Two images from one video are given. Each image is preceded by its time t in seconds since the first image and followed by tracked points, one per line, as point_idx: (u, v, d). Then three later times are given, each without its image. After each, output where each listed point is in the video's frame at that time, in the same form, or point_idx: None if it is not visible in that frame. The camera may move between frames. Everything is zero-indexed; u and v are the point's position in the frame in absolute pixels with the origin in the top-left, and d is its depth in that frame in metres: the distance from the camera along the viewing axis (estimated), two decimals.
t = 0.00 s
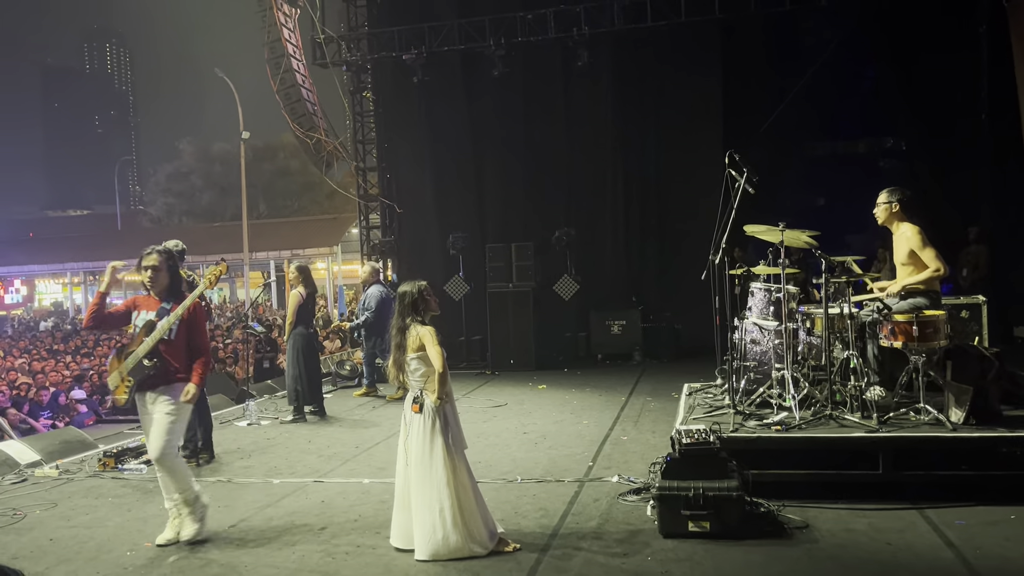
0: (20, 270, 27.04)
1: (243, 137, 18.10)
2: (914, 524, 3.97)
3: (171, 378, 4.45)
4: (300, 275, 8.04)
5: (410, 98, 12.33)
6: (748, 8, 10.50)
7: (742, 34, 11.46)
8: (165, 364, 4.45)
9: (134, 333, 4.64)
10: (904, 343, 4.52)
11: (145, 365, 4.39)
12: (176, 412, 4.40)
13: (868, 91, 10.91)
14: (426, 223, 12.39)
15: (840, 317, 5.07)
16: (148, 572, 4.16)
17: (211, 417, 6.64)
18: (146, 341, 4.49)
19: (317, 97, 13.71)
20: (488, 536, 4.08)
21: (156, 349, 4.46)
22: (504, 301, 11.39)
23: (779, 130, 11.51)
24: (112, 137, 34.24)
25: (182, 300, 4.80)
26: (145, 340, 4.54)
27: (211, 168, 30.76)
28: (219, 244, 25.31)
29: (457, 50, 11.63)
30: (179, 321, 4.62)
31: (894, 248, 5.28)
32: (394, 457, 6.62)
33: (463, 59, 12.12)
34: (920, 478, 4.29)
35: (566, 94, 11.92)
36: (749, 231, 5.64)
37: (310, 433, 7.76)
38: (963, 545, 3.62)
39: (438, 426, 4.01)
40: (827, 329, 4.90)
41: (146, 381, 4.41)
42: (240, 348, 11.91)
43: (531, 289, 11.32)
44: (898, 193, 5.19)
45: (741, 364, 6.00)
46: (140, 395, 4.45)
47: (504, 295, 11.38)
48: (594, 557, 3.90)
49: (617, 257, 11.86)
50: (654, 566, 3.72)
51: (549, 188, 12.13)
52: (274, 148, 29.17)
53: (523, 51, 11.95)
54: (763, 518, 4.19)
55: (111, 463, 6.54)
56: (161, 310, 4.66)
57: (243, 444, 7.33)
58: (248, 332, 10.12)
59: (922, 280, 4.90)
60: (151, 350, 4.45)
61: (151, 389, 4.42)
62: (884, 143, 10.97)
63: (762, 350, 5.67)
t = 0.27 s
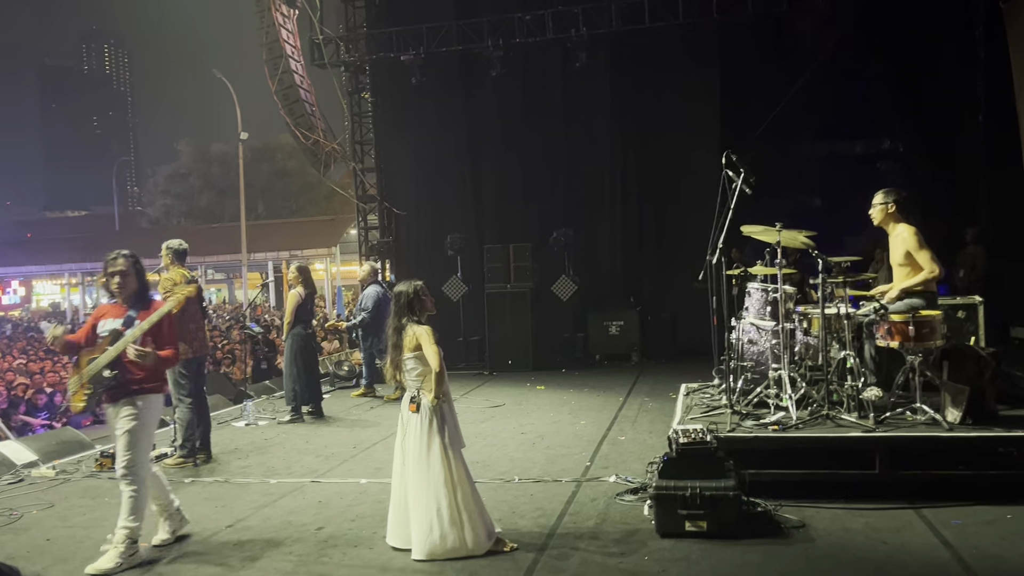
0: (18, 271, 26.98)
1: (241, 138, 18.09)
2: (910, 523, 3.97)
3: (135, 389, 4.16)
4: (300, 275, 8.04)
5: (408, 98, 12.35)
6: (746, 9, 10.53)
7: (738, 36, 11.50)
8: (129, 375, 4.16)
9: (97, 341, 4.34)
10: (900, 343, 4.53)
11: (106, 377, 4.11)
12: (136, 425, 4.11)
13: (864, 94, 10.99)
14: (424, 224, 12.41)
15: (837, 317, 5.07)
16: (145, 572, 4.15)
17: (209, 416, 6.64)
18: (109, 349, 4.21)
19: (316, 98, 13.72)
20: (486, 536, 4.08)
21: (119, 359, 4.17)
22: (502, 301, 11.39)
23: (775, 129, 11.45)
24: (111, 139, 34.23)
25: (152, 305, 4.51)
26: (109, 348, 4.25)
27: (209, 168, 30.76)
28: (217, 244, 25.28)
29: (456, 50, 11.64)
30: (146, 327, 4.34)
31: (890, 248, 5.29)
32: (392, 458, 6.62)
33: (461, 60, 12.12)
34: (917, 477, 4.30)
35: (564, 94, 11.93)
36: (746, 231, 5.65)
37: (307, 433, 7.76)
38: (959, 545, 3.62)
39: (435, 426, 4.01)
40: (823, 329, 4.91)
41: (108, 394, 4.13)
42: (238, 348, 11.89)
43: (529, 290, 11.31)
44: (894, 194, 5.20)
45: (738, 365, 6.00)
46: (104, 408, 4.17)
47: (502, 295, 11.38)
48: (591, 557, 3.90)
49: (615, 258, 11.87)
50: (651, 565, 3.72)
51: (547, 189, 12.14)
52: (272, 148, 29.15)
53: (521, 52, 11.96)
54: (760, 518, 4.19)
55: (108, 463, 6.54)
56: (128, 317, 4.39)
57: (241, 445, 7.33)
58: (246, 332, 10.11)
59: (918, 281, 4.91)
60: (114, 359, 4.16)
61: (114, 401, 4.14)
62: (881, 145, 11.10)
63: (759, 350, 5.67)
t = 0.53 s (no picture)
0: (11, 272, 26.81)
1: (236, 139, 18.02)
2: (904, 524, 3.97)
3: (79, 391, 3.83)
4: (293, 276, 8.03)
5: (404, 98, 12.33)
6: (741, 10, 10.55)
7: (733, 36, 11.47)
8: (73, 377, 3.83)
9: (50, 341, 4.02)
10: (894, 344, 4.53)
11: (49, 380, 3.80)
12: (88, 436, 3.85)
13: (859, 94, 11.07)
14: (420, 224, 12.39)
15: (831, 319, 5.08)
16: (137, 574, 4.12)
17: (204, 417, 6.58)
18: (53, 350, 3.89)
19: (310, 98, 13.69)
20: (480, 537, 4.06)
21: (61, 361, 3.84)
22: (497, 302, 11.37)
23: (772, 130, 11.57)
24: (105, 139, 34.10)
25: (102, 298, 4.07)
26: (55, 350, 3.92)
27: (204, 169, 30.68)
28: (212, 245, 25.18)
29: (451, 51, 11.63)
30: (93, 323, 3.96)
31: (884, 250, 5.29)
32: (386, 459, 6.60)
33: (457, 61, 12.09)
34: (911, 479, 4.30)
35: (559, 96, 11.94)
36: (741, 232, 5.65)
37: (301, 434, 7.73)
38: (952, 546, 3.62)
39: (428, 427, 3.99)
40: (818, 331, 4.91)
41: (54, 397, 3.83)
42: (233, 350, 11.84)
43: (525, 291, 11.30)
44: (889, 195, 5.20)
45: (733, 366, 6.00)
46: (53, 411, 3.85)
47: (497, 296, 11.37)
48: (585, 558, 3.89)
49: (611, 259, 11.86)
50: (645, 566, 3.72)
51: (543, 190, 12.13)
52: (267, 149, 29.07)
53: (516, 53, 11.95)
54: (755, 519, 4.19)
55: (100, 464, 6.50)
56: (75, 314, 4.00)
57: (234, 446, 7.29)
58: (239, 333, 10.07)
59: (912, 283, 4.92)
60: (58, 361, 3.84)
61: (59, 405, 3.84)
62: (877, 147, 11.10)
63: (754, 351, 5.67)
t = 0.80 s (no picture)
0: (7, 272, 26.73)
1: (235, 139, 18.01)
2: (900, 524, 3.98)
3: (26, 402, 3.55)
4: (288, 276, 8.02)
5: (401, 98, 12.33)
6: (738, 11, 10.57)
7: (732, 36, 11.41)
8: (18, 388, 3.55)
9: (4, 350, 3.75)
10: (890, 344, 4.53)
11: None
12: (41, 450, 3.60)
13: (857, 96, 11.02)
14: (417, 225, 12.39)
15: (828, 319, 5.08)
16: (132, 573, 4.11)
17: (202, 416, 6.55)
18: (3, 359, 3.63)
19: (308, 98, 13.68)
20: (476, 536, 4.06)
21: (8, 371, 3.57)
22: (495, 303, 11.37)
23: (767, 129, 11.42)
24: (103, 139, 34.09)
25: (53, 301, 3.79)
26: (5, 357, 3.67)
27: (201, 170, 30.68)
28: (209, 245, 25.15)
29: (449, 52, 11.63)
30: (39, 329, 3.69)
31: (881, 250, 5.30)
32: (382, 459, 6.60)
33: (454, 62, 12.10)
34: (907, 479, 4.30)
35: (557, 97, 11.95)
36: (737, 233, 5.65)
37: (298, 434, 7.72)
38: (947, 545, 3.63)
39: (425, 426, 3.99)
40: (814, 331, 4.92)
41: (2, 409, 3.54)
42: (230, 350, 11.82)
43: (522, 291, 11.31)
44: (886, 196, 5.21)
45: (729, 366, 6.00)
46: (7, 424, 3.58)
47: (494, 297, 11.36)
48: (581, 558, 3.89)
49: (608, 259, 11.87)
50: (640, 566, 3.72)
51: (541, 190, 12.12)
52: (264, 150, 29.07)
53: (514, 53, 11.96)
54: (751, 519, 4.19)
55: (96, 464, 6.48)
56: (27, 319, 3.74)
57: (231, 446, 7.29)
58: (236, 333, 10.05)
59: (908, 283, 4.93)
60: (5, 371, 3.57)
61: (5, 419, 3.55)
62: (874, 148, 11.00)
63: (750, 351, 5.67)
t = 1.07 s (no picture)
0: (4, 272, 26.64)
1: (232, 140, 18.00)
2: (894, 523, 3.98)
3: None
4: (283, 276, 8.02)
5: (399, 98, 12.32)
6: (736, 12, 10.59)
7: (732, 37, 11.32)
8: None
9: None
10: (885, 344, 4.54)
11: None
12: None
13: (854, 98, 11.23)
14: (414, 225, 12.39)
15: (823, 319, 5.08)
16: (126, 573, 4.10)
17: (197, 416, 6.50)
18: None
19: (305, 98, 13.66)
20: (472, 536, 4.06)
21: None
22: (492, 303, 11.36)
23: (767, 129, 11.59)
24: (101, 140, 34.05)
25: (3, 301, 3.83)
26: None
27: (198, 170, 30.67)
28: (207, 246, 25.11)
29: (445, 52, 11.61)
30: None
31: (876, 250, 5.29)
32: (378, 459, 6.59)
33: (452, 61, 12.08)
34: (902, 478, 4.30)
35: (554, 97, 11.96)
36: (733, 233, 5.65)
37: (294, 434, 7.71)
38: (942, 545, 3.63)
39: (421, 425, 3.99)
40: (809, 331, 4.92)
41: None
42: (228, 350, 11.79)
43: (519, 292, 11.30)
44: (883, 196, 5.20)
45: (724, 366, 6.00)
46: None
47: (491, 297, 11.35)
48: (576, 557, 3.89)
49: (605, 260, 11.86)
50: (635, 565, 3.71)
51: (539, 190, 12.13)
52: (262, 150, 29.08)
53: (512, 54, 11.97)
54: (746, 518, 4.19)
55: (92, 464, 6.47)
56: None
57: (227, 446, 7.28)
58: (233, 333, 10.04)
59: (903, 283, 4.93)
60: None
61: None
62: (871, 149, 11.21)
63: (745, 351, 5.67)
